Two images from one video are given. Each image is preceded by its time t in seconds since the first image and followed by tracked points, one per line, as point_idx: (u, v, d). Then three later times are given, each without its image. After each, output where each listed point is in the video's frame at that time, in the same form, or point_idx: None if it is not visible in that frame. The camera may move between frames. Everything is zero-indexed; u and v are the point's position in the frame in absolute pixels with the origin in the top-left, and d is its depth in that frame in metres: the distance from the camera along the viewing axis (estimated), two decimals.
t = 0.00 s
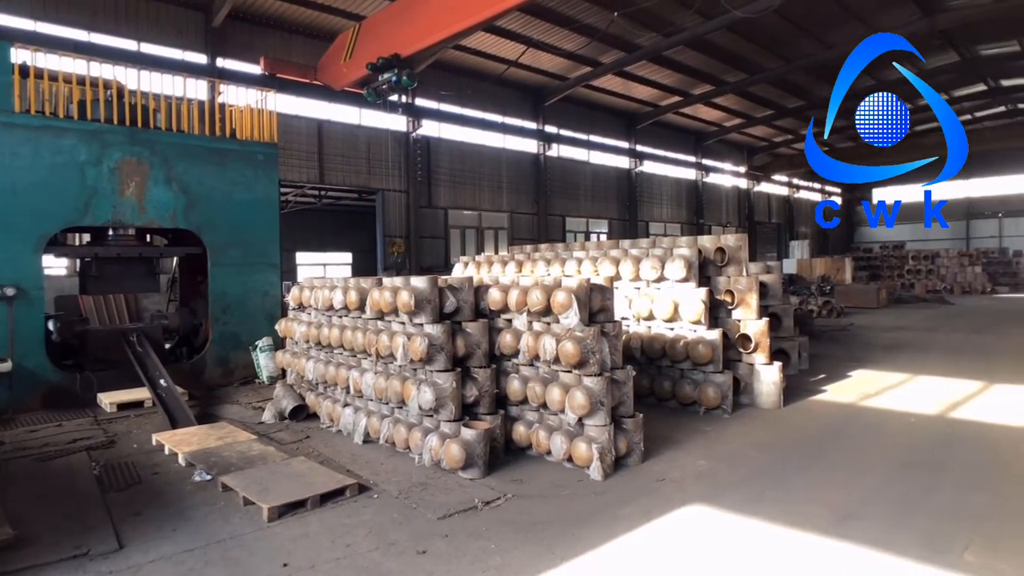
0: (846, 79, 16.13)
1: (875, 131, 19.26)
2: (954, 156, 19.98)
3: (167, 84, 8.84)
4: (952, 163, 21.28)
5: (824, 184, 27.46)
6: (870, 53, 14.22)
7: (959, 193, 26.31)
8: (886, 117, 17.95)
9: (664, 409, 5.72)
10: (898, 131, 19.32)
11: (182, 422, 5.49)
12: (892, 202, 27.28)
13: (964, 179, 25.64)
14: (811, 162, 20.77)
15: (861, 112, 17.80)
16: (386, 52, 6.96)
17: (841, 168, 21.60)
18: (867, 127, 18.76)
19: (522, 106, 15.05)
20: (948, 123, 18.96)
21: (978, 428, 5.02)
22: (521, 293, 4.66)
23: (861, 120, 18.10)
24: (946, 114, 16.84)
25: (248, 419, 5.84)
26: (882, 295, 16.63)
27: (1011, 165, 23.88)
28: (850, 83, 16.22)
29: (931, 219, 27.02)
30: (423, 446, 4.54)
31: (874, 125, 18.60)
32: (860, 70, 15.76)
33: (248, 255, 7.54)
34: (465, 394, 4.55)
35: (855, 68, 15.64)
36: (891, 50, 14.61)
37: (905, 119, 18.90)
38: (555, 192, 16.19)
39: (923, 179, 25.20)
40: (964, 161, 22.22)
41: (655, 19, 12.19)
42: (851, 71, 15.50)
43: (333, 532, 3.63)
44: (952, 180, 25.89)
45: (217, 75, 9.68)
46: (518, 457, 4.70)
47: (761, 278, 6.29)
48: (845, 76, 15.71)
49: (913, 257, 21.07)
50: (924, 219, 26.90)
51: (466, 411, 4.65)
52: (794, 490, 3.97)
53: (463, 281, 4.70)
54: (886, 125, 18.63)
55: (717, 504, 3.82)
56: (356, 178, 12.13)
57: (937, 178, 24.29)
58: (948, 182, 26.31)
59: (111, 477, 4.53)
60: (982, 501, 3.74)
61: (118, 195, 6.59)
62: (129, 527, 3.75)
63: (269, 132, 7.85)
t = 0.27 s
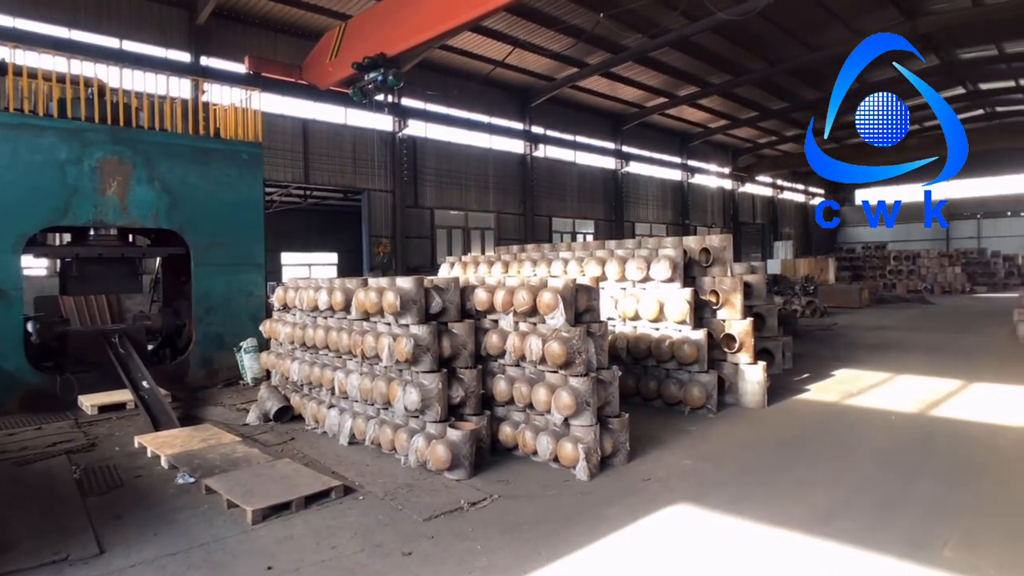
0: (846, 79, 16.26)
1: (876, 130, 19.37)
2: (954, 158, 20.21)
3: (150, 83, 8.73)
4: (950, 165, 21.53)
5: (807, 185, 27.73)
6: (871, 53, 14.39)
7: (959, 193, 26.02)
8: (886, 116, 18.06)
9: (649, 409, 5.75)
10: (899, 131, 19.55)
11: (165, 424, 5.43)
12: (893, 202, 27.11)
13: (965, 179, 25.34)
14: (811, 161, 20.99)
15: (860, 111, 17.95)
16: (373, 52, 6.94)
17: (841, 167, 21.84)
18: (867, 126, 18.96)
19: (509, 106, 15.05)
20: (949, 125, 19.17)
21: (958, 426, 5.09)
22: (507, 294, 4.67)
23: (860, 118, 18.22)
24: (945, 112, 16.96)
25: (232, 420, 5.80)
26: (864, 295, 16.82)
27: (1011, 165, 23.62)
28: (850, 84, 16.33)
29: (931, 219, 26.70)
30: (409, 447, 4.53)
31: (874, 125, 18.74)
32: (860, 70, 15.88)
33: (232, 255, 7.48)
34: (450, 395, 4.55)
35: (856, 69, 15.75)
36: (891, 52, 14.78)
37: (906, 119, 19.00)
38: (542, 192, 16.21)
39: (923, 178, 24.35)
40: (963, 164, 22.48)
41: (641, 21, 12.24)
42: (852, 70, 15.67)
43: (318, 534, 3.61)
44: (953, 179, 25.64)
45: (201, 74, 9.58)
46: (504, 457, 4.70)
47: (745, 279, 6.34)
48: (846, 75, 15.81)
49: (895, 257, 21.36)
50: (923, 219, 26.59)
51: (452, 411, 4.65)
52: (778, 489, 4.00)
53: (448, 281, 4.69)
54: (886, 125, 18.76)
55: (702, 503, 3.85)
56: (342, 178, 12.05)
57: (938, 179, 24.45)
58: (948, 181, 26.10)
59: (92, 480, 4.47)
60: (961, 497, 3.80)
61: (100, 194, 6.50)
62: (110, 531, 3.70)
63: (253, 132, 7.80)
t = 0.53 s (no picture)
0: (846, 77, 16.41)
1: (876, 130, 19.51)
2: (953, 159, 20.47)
3: (130, 80, 8.58)
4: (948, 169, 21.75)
5: (788, 187, 28.05)
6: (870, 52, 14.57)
7: (959, 193, 25.76)
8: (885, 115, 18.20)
9: (632, 408, 5.78)
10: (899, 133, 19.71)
11: (145, 427, 5.36)
12: (893, 202, 26.96)
13: (964, 178, 25.13)
14: (810, 161, 21.13)
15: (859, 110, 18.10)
16: (355, 51, 6.90)
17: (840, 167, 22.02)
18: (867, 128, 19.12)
19: (493, 107, 15.05)
20: (949, 126, 19.42)
21: (932, 423, 5.19)
22: (490, 294, 4.67)
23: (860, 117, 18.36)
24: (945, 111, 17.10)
25: (212, 422, 5.74)
26: (844, 295, 17.05)
27: (1009, 165, 23.37)
28: (851, 82, 16.47)
29: (931, 219, 26.49)
30: (392, 448, 4.51)
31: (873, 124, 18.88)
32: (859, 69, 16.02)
33: (213, 256, 7.40)
34: (434, 396, 4.54)
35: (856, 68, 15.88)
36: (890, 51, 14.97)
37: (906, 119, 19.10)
38: (526, 192, 16.22)
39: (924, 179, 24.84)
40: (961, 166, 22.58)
41: (624, 23, 12.29)
42: (851, 70, 15.85)
43: (300, 537, 3.58)
44: (953, 179, 25.38)
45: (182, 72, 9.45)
46: (488, 458, 4.70)
47: (727, 279, 6.40)
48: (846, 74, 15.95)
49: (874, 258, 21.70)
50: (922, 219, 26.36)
51: (436, 412, 4.63)
52: (760, 487, 4.04)
53: (432, 281, 4.68)
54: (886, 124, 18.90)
55: (684, 502, 3.88)
56: (325, 178, 11.96)
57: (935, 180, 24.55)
58: (947, 181, 25.84)
59: (68, 484, 4.39)
60: (936, 494, 3.87)
61: (77, 194, 6.40)
62: (86, 537, 3.63)
63: (235, 131, 7.72)
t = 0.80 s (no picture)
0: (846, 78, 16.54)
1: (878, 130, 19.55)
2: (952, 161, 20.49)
3: (108, 78, 8.46)
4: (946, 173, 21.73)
5: (770, 188, 28.35)
6: (872, 51, 14.64)
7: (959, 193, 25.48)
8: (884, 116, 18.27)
9: (617, 408, 5.81)
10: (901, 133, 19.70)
11: (124, 430, 5.29)
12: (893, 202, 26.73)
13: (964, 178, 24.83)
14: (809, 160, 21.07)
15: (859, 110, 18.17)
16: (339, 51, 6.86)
17: (839, 167, 21.96)
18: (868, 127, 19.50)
19: (478, 107, 15.04)
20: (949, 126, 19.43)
21: (911, 422, 5.28)
22: (475, 295, 4.67)
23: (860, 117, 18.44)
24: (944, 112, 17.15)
25: (194, 425, 5.67)
26: (825, 295, 17.25)
27: (1008, 166, 23.18)
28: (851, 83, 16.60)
29: (931, 219, 26.26)
30: (375, 450, 4.49)
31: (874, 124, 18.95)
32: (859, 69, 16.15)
33: (195, 256, 7.32)
34: (418, 397, 4.52)
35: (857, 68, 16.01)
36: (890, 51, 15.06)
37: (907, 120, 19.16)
38: (511, 193, 16.23)
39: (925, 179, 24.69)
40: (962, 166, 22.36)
41: (608, 24, 12.32)
42: (851, 70, 15.95)
43: (283, 540, 3.55)
44: (952, 178, 25.10)
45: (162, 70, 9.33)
46: (472, 459, 4.69)
47: (710, 279, 6.45)
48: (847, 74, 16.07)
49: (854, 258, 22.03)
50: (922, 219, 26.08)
51: (420, 414, 4.62)
52: (743, 486, 4.07)
53: (416, 282, 4.67)
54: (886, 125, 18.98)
55: (667, 501, 3.90)
56: (308, 178, 11.88)
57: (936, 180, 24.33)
58: (948, 181, 25.57)
59: (44, 489, 4.32)
60: (915, 491, 3.93)
61: (54, 193, 6.29)
62: (63, 543, 3.57)
63: (216, 130, 7.65)
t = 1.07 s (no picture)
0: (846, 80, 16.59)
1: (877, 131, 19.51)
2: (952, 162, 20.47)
3: (87, 75, 8.33)
4: (945, 174, 21.67)
5: (753, 189, 28.63)
6: (872, 51, 14.67)
7: (958, 192, 25.13)
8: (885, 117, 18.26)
9: (601, 408, 5.84)
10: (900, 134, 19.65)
11: (104, 433, 5.21)
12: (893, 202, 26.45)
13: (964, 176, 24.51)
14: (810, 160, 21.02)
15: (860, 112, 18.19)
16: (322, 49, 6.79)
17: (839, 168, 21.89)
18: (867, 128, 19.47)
19: (463, 107, 15.03)
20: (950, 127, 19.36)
21: (890, 420, 5.36)
22: (459, 295, 4.67)
23: (859, 120, 18.45)
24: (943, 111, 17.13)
25: (175, 427, 5.61)
26: (807, 295, 17.44)
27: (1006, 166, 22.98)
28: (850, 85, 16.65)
29: (931, 219, 25.95)
30: (359, 451, 4.47)
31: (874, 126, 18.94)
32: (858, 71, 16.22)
33: (176, 256, 7.24)
34: (402, 398, 4.51)
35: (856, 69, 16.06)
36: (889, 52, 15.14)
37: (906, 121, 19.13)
38: (496, 193, 16.23)
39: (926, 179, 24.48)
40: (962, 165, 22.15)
41: (593, 25, 12.34)
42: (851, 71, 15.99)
43: (265, 543, 3.52)
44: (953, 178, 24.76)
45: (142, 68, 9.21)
46: (457, 460, 4.69)
47: (693, 279, 6.51)
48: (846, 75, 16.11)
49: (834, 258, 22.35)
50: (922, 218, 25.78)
51: (403, 415, 4.60)
52: (726, 485, 4.11)
53: (400, 282, 4.65)
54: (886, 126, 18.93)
55: (650, 500, 3.92)
56: (291, 177, 11.78)
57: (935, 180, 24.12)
58: (948, 180, 25.21)
59: (21, 494, 4.25)
60: (893, 488, 3.98)
61: (31, 192, 6.18)
62: (39, 548, 3.51)
63: (198, 128, 7.57)
